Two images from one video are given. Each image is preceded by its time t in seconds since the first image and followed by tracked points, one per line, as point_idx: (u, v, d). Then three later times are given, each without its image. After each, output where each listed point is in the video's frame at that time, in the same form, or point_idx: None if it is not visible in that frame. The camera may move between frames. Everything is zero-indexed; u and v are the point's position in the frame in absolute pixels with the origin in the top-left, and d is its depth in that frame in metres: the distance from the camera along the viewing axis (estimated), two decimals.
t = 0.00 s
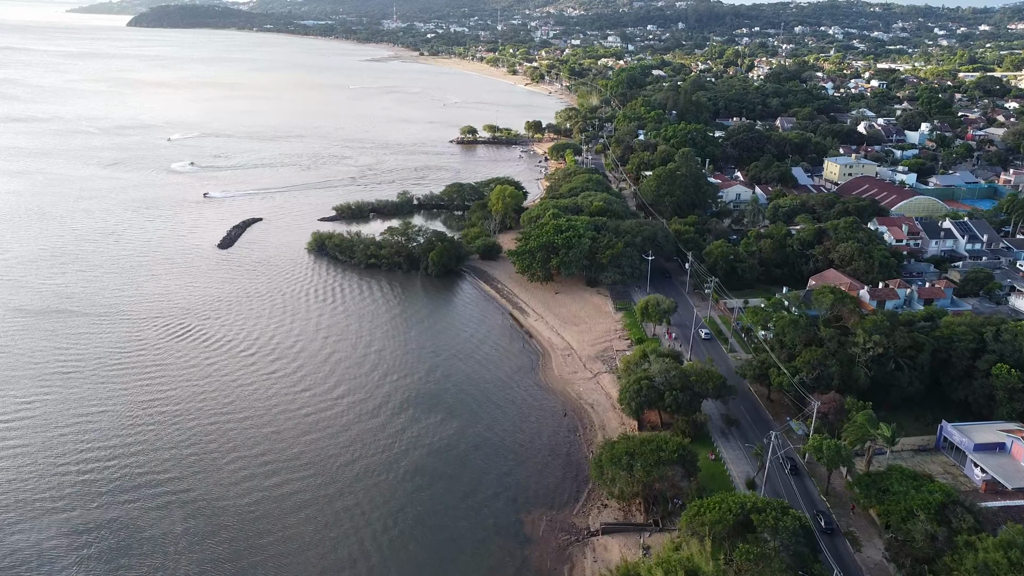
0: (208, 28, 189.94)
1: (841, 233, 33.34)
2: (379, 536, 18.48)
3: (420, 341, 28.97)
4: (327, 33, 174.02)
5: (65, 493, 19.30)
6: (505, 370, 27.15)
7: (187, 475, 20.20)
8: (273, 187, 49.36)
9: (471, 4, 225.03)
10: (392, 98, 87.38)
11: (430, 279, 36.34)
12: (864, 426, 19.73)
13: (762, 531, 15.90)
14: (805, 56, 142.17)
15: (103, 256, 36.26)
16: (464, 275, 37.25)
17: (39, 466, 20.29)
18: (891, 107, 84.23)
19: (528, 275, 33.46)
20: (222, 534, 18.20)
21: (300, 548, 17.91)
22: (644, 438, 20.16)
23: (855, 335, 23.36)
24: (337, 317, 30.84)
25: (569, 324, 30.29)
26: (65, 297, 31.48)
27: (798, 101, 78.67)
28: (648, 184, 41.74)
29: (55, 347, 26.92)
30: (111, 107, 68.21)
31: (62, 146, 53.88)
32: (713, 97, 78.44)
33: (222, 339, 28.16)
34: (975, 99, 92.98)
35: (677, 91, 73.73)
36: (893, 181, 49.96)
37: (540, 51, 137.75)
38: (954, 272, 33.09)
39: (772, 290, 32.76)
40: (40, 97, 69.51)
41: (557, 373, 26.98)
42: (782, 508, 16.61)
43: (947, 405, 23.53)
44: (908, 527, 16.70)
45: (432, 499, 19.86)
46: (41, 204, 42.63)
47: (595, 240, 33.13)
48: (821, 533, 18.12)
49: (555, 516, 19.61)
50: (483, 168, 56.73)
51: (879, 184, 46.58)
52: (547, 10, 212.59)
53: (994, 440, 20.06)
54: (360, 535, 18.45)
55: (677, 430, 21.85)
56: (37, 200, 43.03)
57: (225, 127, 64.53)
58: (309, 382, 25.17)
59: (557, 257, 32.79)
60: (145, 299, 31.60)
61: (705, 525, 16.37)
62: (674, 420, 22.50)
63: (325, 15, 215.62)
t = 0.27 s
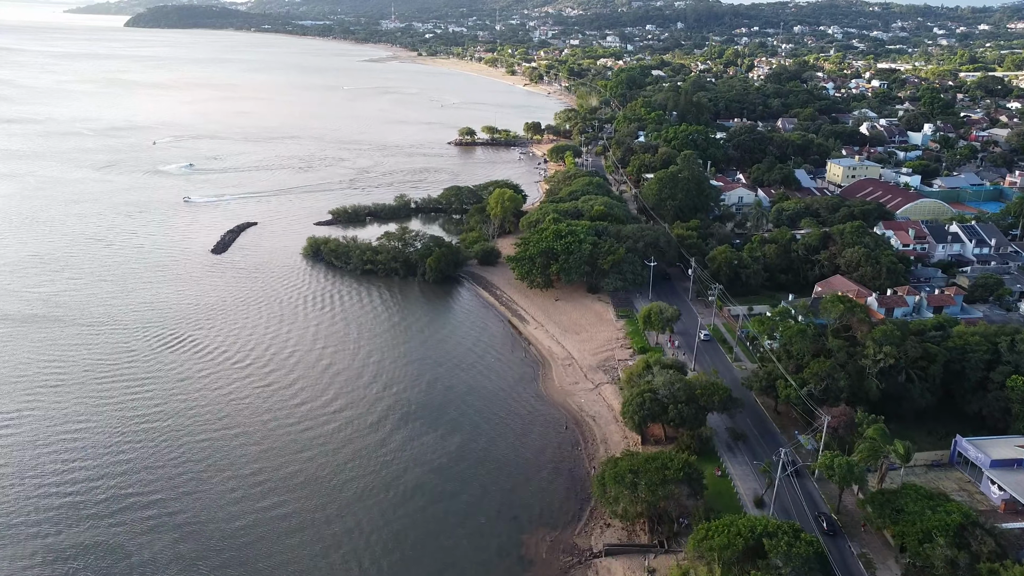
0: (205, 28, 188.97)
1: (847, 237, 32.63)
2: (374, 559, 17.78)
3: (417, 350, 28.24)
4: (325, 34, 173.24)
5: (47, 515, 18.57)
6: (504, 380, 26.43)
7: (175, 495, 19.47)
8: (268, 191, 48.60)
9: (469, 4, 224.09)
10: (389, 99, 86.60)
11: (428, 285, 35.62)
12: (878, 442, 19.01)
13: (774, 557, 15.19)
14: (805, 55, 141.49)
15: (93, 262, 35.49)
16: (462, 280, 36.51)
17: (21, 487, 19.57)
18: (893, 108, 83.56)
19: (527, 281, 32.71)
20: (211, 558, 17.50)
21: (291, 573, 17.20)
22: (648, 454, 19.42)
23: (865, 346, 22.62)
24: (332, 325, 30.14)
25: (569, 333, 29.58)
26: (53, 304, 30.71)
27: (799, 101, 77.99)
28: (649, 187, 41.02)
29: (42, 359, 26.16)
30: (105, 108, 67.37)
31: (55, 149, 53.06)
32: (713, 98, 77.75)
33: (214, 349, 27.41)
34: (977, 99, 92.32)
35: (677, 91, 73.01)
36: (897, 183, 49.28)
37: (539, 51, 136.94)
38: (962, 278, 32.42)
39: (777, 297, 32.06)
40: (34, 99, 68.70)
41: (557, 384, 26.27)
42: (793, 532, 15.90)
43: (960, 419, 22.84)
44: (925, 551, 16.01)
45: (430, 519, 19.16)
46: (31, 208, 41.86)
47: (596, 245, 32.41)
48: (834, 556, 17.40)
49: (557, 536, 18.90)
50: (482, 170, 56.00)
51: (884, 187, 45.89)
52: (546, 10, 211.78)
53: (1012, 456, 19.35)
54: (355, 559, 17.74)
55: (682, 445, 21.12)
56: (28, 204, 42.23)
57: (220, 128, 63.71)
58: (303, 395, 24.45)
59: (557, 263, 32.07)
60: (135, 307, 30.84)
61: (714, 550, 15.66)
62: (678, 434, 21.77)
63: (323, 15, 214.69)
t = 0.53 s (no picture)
0: (205, 28, 188.39)
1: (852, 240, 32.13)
2: None
3: (415, 356, 27.72)
4: (323, 33, 172.58)
5: (34, 529, 18.07)
6: (504, 388, 25.90)
7: (166, 508, 18.96)
8: (264, 192, 48.05)
9: (467, 4, 223.49)
10: (388, 99, 86.04)
11: (426, 289, 35.06)
12: (887, 454, 18.52)
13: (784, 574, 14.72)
14: (805, 56, 140.97)
15: (86, 266, 34.92)
16: (461, 283, 35.95)
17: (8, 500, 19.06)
18: (894, 108, 83.12)
19: (527, 285, 32.18)
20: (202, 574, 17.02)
21: None
22: (652, 466, 18.91)
23: (874, 354, 22.14)
24: (330, 330, 29.60)
25: (570, 339, 29.09)
26: (45, 309, 30.15)
27: (800, 102, 77.53)
28: (651, 190, 40.50)
29: (32, 366, 25.62)
30: (101, 109, 66.74)
31: (49, 149, 52.50)
32: (714, 98, 77.27)
33: (208, 355, 26.87)
34: (978, 100, 91.88)
35: (677, 92, 72.51)
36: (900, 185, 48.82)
37: (538, 51, 136.39)
38: (969, 281, 31.97)
39: (781, 301, 31.58)
40: (29, 99, 68.07)
41: (558, 391, 25.77)
42: (803, 549, 15.41)
43: (970, 428, 22.39)
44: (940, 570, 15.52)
45: (428, 533, 18.66)
46: (24, 210, 41.30)
47: (596, 249, 31.89)
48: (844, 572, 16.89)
49: (559, 550, 18.41)
50: (481, 171, 55.51)
51: (887, 188, 45.42)
52: (545, 10, 211.22)
53: None
54: None
55: (686, 456, 20.60)
56: (21, 206, 41.63)
57: (216, 129, 63.14)
58: (299, 404, 23.95)
59: (557, 267, 31.58)
60: (128, 311, 30.30)
61: (721, 568, 15.17)
62: (682, 444, 21.26)
63: (322, 15, 214.01)
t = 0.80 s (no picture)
0: (204, 28, 187.86)
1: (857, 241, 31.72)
2: None
3: (415, 359, 27.34)
4: (323, 33, 172.10)
5: (28, 537, 17.76)
6: (505, 391, 25.52)
7: (162, 515, 18.64)
8: (263, 192, 47.65)
9: (466, 4, 223.01)
10: (387, 99, 85.63)
11: (426, 290, 34.65)
12: (896, 460, 18.14)
13: None
14: (806, 55, 140.46)
15: (82, 267, 34.55)
16: (461, 284, 35.55)
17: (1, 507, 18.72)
18: (896, 108, 82.74)
19: (528, 286, 31.78)
20: None
21: None
22: (656, 472, 18.54)
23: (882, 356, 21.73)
24: (328, 333, 29.23)
25: (572, 341, 28.70)
26: (40, 311, 29.77)
27: (802, 101, 77.17)
28: (652, 190, 40.10)
29: (26, 370, 25.25)
30: (99, 108, 66.32)
31: (46, 149, 52.10)
32: (715, 98, 76.89)
33: (205, 358, 26.48)
34: (979, 99, 91.46)
35: (678, 91, 72.12)
36: (903, 185, 48.44)
37: (538, 51, 135.94)
38: (975, 282, 31.60)
39: (785, 303, 31.19)
40: (27, 98, 67.63)
41: (560, 395, 25.39)
42: (814, 559, 15.04)
43: (979, 432, 22.02)
44: None
45: (428, 541, 18.29)
46: (20, 210, 40.90)
47: (598, 249, 31.49)
48: None
49: (561, 559, 18.04)
50: (481, 171, 55.12)
51: (891, 188, 45.03)
52: (545, 9, 210.70)
53: None
54: None
55: (691, 461, 20.21)
56: (17, 207, 41.23)
57: (215, 128, 62.74)
58: (297, 408, 23.57)
59: (558, 268, 31.18)
60: (124, 313, 29.92)
61: None
62: (687, 449, 20.87)
63: (321, 15, 213.57)
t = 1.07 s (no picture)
0: (203, 28, 187.54)
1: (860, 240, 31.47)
2: None
3: (416, 360, 27.10)
4: (322, 33, 171.78)
5: (26, 538, 17.61)
6: (507, 392, 25.28)
7: (161, 516, 18.48)
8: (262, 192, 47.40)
9: (466, 4, 222.69)
10: (387, 99, 85.35)
11: (426, 290, 34.38)
12: (904, 461, 17.92)
13: None
14: (806, 54, 140.13)
15: (81, 267, 34.36)
16: (462, 284, 35.30)
17: None
18: (897, 107, 82.44)
19: (529, 286, 31.53)
20: None
21: None
22: (661, 473, 18.29)
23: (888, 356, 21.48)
24: (328, 333, 29.01)
25: (574, 341, 28.46)
26: (38, 311, 29.57)
27: (803, 100, 76.91)
28: (654, 189, 39.86)
29: (23, 370, 25.04)
30: (98, 108, 66.08)
31: (45, 149, 51.86)
32: (715, 97, 76.62)
33: (204, 359, 26.26)
34: (981, 98, 91.16)
35: (679, 90, 71.87)
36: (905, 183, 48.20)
37: (538, 50, 135.63)
38: (980, 281, 31.36)
39: (788, 302, 30.95)
40: (25, 98, 67.41)
41: (562, 395, 25.14)
42: (821, 562, 14.81)
43: (986, 432, 21.79)
44: None
45: (429, 544, 18.07)
46: (19, 210, 40.70)
47: (600, 249, 31.25)
48: None
49: (564, 561, 17.81)
50: (481, 171, 54.87)
51: (893, 187, 44.78)
52: (544, 9, 210.30)
53: None
54: None
55: (696, 462, 19.96)
56: (15, 206, 41.02)
57: (214, 128, 62.51)
58: (297, 410, 23.36)
59: (560, 268, 30.93)
60: (123, 313, 29.71)
61: None
62: (691, 450, 20.63)
63: (320, 15, 213.25)
